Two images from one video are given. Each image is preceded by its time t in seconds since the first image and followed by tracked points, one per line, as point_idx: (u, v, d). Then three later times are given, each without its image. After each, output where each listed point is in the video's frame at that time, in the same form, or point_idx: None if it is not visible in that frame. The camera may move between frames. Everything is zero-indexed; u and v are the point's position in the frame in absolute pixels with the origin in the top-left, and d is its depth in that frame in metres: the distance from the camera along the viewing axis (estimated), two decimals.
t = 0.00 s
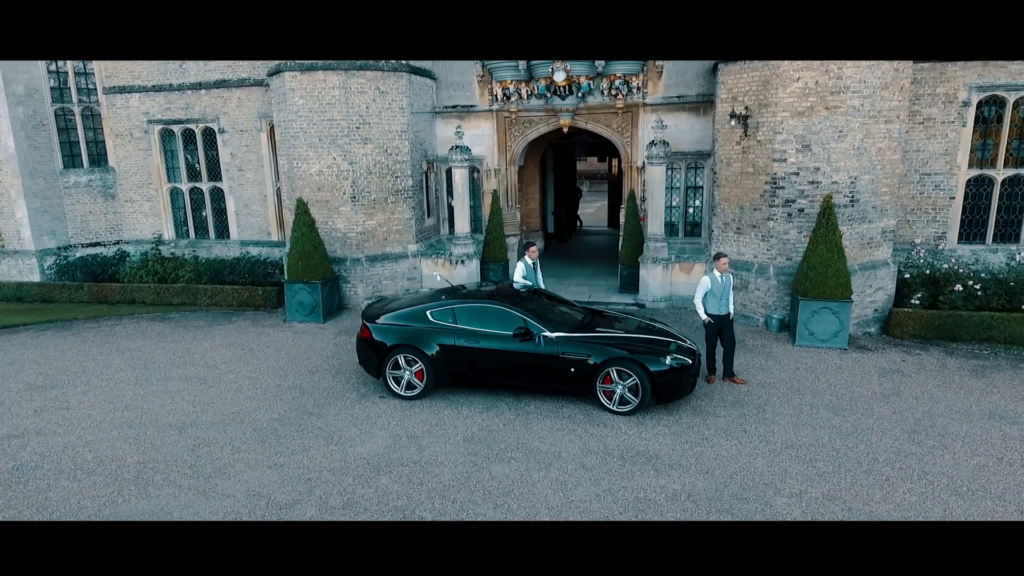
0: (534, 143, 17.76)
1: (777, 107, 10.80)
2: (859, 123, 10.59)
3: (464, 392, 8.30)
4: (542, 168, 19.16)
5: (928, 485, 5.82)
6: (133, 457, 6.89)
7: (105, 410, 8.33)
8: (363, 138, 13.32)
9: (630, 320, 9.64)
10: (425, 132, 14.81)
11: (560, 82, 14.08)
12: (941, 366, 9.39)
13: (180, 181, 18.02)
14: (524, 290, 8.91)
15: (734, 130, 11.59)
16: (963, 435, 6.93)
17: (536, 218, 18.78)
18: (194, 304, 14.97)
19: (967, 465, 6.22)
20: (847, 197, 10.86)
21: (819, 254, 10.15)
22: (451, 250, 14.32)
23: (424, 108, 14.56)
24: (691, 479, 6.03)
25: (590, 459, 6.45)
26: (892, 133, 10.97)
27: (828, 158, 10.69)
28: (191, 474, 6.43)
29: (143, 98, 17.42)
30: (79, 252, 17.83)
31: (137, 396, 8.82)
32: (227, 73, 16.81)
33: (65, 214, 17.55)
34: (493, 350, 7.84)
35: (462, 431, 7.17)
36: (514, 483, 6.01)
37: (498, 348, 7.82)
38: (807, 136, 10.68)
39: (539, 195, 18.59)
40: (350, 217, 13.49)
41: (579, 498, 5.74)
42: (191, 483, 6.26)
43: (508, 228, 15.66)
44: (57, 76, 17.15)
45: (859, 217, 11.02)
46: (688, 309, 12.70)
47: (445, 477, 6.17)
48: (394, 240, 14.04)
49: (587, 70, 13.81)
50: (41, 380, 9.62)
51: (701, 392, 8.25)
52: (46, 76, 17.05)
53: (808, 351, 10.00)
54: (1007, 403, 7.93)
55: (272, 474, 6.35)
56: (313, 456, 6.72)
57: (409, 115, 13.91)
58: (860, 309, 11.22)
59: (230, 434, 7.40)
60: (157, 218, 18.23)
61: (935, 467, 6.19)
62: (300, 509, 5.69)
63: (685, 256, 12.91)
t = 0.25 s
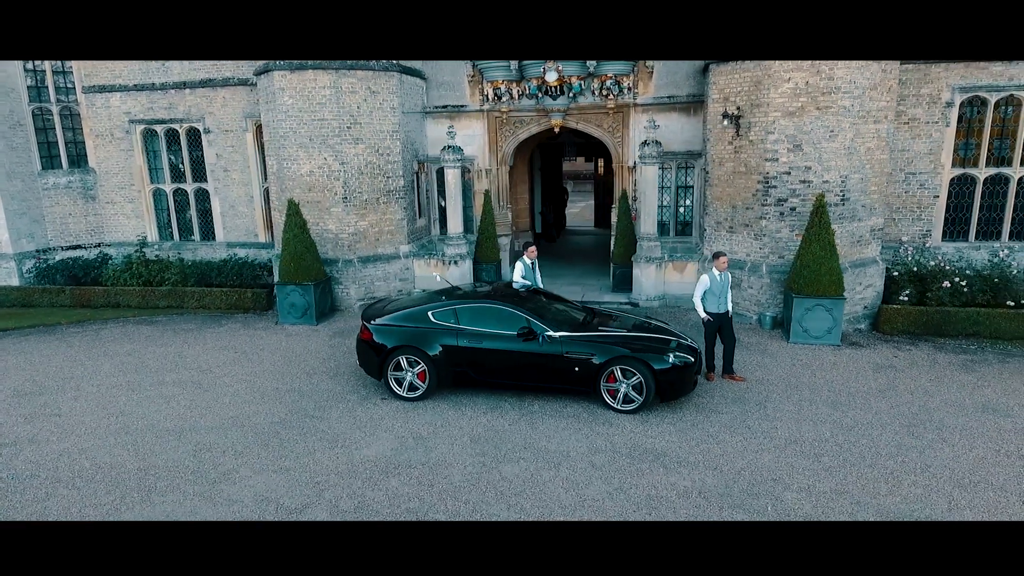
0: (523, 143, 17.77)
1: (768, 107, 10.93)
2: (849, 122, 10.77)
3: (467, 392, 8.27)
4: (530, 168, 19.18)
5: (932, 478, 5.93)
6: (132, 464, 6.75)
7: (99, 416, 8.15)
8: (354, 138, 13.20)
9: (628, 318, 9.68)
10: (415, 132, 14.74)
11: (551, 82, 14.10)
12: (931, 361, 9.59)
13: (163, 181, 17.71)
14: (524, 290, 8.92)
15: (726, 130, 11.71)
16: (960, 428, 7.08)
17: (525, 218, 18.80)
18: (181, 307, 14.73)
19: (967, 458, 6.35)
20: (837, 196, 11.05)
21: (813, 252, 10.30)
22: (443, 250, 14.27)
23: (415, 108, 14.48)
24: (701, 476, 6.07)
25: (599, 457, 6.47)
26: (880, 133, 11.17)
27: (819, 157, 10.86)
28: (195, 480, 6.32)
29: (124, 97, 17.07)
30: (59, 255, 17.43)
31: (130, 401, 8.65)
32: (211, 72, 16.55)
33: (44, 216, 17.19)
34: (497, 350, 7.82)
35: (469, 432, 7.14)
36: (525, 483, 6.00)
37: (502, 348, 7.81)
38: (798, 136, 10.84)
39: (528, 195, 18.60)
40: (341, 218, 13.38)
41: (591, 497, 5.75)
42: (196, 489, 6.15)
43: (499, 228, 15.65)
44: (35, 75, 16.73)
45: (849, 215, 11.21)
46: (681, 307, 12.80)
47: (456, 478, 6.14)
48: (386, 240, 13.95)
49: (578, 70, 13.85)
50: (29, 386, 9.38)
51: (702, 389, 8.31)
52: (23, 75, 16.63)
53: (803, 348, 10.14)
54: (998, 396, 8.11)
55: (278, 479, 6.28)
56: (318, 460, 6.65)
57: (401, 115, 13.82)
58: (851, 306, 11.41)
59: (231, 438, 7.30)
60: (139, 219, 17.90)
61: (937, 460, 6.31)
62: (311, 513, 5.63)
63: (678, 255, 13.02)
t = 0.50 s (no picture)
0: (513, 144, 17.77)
1: (761, 108, 11.05)
2: (840, 122, 10.93)
3: (470, 393, 8.24)
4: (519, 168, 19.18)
5: (936, 471, 6.03)
6: (133, 471, 6.62)
7: (93, 423, 7.97)
8: (346, 138, 13.08)
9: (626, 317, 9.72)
10: (407, 132, 14.66)
11: (543, 82, 14.11)
12: (923, 356, 9.77)
13: (147, 183, 17.40)
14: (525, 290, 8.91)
15: (718, 130, 11.81)
16: (958, 422, 7.22)
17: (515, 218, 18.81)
18: (169, 310, 14.48)
19: (968, 451, 6.47)
20: (829, 195, 11.22)
21: (807, 250, 10.44)
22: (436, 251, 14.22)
23: (406, 108, 14.40)
24: (711, 473, 6.12)
25: (608, 456, 6.49)
26: (870, 133, 11.36)
27: (810, 157, 11.01)
28: (200, 486, 6.22)
29: (106, 96, 16.71)
30: (39, 258, 17.03)
31: (125, 407, 8.48)
32: (197, 71, 16.29)
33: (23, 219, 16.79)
34: (501, 351, 7.81)
35: (475, 432, 7.12)
36: (537, 483, 6.00)
37: (506, 348, 7.80)
38: (790, 135, 10.97)
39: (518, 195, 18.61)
40: (333, 219, 13.26)
41: (604, 496, 5.76)
42: (202, 495, 6.05)
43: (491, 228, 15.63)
44: (13, 74, 16.33)
45: (840, 214, 11.38)
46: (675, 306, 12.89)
47: (467, 479, 6.12)
48: (379, 241, 13.86)
49: (570, 70, 13.88)
50: (18, 393, 9.15)
51: (703, 387, 8.37)
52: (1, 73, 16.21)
53: (798, 345, 10.27)
54: (991, 390, 8.28)
55: (286, 483, 6.20)
56: (325, 463, 6.57)
57: (392, 115, 13.73)
58: (842, 303, 11.58)
59: (233, 442, 7.19)
60: (122, 221, 17.56)
61: (939, 453, 6.43)
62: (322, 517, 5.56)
63: (671, 254, 13.11)
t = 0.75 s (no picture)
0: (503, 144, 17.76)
1: (754, 108, 11.16)
2: (832, 122, 11.09)
3: (473, 394, 8.21)
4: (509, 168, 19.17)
5: (941, 465, 6.13)
6: (136, 478, 6.48)
7: (89, 430, 7.79)
8: (339, 138, 12.96)
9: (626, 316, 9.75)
10: (398, 132, 14.57)
11: (536, 82, 14.11)
12: (916, 352, 9.93)
13: (131, 184, 17.08)
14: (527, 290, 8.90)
15: (712, 130, 11.90)
16: (957, 416, 7.34)
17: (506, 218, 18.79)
18: (157, 313, 14.23)
19: (970, 444, 6.58)
20: (821, 194, 11.37)
21: (801, 249, 10.56)
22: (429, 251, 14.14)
23: (398, 108, 14.31)
24: (721, 470, 6.15)
25: (618, 455, 6.50)
26: (861, 133, 11.53)
27: (803, 156, 11.15)
28: (207, 493, 6.11)
29: (88, 96, 16.34)
30: (19, 261, 16.64)
31: (120, 413, 8.30)
32: (183, 70, 16.03)
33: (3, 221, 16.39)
34: (506, 351, 7.79)
35: (483, 433, 7.09)
36: (550, 484, 5.98)
37: (511, 348, 7.78)
38: (783, 135, 11.10)
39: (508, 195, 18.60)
40: (326, 220, 13.13)
41: (618, 495, 5.77)
42: (210, 501, 5.95)
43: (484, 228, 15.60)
44: None
45: (832, 213, 11.54)
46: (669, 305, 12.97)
47: (478, 480, 6.08)
48: (372, 242, 13.76)
49: (563, 70, 13.90)
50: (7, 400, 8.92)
51: (705, 385, 8.43)
52: None
53: (794, 342, 10.38)
54: (985, 385, 8.45)
55: (295, 487, 6.11)
56: (333, 466, 6.50)
57: (385, 115, 13.64)
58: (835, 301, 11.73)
59: (237, 447, 7.08)
60: (106, 223, 17.22)
61: (942, 448, 6.53)
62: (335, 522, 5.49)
63: (665, 253, 13.19)
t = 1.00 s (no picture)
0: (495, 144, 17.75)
1: (749, 108, 11.27)
2: (825, 122, 11.24)
3: (480, 395, 8.19)
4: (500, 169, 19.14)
5: (948, 460, 6.24)
6: (142, 486, 6.35)
7: (88, 436, 7.62)
8: (333, 138, 12.83)
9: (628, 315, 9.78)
10: (391, 132, 14.48)
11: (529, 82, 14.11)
12: (910, 349, 10.11)
13: (115, 185, 16.76)
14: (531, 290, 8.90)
15: (707, 130, 11.99)
16: (957, 411, 7.49)
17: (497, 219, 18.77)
18: (145, 316, 13.98)
19: (973, 439, 6.71)
20: (815, 193, 11.52)
21: (797, 247, 10.69)
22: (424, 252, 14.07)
23: (391, 108, 14.22)
24: (735, 468, 6.20)
25: (631, 454, 6.52)
26: (852, 133, 11.71)
27: (797, 156, 11.29)
28: (218, 499, 6.01)
29: (71, 95, 15.98)
30: None
31: (119, 418, 8.13)
32: (170, 69, 15.76)
33: None
34: (513, 352, 7.77)
35: (494, 435, 7.07)
36: (566, 484, 5.99)
37: (518, 349, 7.77)
38: (778, 135, 11.22)
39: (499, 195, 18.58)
40: (320, 221, 13.00)
41: (635, 494, 5.78)
42: (222, 508, 5.85)
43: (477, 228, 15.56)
44: None
45: (825, 212, 11.70)
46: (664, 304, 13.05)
47: (494, 482, 6.06)
48: (365, 243, 13.66)
49: (556, 70, 13.91)
50: None
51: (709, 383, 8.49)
52: None
53: (791, 340, 10.51)
54: (980, 380, 8.62)
55: (308, 492, 6.04)
56: (345, 470, 6.44)
57: (378, 115, 13.54)
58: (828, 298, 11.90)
59: (244, 452, 6.98)
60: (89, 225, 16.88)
61: (947, 442, 6.65)
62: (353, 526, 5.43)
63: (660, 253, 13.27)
